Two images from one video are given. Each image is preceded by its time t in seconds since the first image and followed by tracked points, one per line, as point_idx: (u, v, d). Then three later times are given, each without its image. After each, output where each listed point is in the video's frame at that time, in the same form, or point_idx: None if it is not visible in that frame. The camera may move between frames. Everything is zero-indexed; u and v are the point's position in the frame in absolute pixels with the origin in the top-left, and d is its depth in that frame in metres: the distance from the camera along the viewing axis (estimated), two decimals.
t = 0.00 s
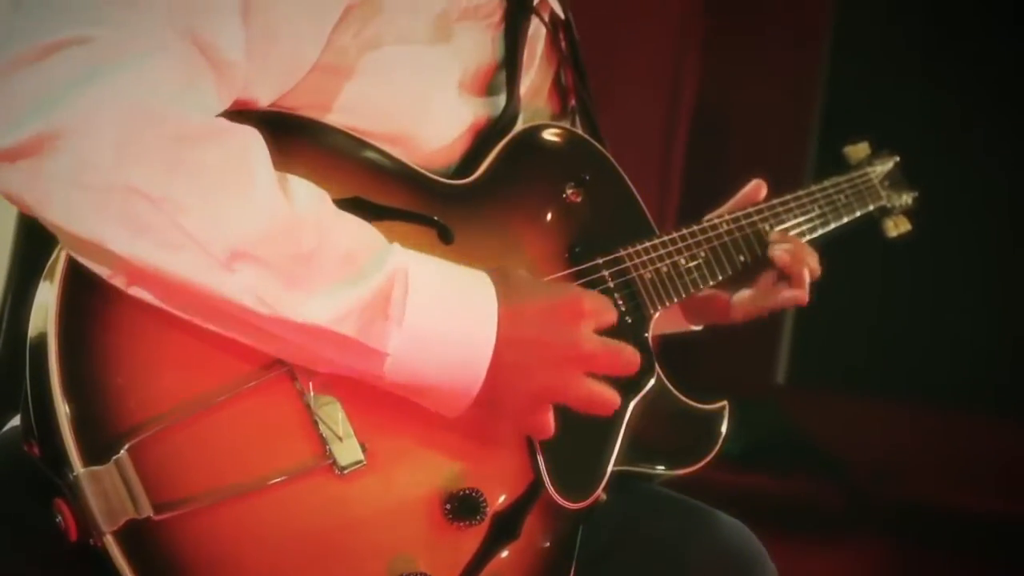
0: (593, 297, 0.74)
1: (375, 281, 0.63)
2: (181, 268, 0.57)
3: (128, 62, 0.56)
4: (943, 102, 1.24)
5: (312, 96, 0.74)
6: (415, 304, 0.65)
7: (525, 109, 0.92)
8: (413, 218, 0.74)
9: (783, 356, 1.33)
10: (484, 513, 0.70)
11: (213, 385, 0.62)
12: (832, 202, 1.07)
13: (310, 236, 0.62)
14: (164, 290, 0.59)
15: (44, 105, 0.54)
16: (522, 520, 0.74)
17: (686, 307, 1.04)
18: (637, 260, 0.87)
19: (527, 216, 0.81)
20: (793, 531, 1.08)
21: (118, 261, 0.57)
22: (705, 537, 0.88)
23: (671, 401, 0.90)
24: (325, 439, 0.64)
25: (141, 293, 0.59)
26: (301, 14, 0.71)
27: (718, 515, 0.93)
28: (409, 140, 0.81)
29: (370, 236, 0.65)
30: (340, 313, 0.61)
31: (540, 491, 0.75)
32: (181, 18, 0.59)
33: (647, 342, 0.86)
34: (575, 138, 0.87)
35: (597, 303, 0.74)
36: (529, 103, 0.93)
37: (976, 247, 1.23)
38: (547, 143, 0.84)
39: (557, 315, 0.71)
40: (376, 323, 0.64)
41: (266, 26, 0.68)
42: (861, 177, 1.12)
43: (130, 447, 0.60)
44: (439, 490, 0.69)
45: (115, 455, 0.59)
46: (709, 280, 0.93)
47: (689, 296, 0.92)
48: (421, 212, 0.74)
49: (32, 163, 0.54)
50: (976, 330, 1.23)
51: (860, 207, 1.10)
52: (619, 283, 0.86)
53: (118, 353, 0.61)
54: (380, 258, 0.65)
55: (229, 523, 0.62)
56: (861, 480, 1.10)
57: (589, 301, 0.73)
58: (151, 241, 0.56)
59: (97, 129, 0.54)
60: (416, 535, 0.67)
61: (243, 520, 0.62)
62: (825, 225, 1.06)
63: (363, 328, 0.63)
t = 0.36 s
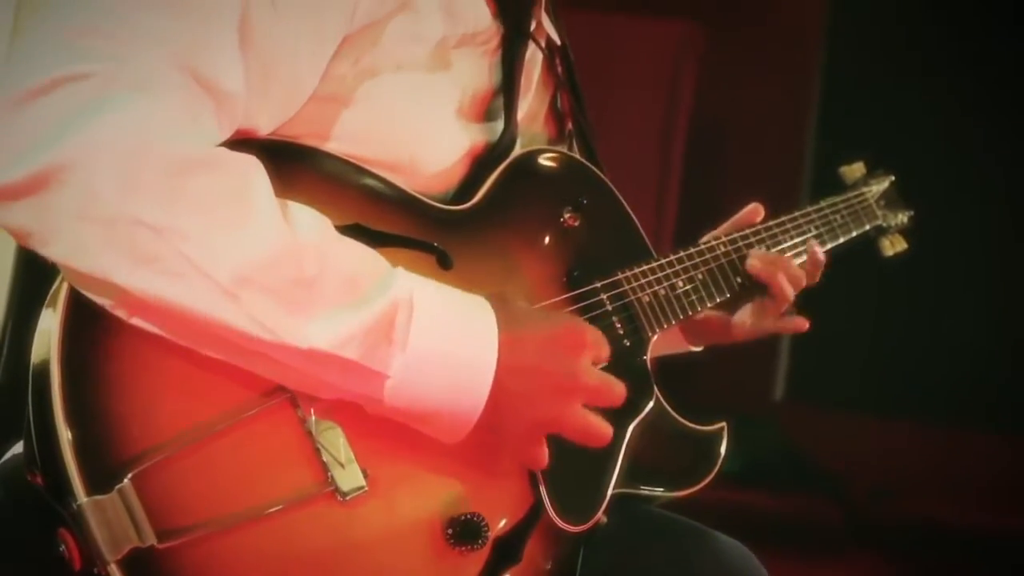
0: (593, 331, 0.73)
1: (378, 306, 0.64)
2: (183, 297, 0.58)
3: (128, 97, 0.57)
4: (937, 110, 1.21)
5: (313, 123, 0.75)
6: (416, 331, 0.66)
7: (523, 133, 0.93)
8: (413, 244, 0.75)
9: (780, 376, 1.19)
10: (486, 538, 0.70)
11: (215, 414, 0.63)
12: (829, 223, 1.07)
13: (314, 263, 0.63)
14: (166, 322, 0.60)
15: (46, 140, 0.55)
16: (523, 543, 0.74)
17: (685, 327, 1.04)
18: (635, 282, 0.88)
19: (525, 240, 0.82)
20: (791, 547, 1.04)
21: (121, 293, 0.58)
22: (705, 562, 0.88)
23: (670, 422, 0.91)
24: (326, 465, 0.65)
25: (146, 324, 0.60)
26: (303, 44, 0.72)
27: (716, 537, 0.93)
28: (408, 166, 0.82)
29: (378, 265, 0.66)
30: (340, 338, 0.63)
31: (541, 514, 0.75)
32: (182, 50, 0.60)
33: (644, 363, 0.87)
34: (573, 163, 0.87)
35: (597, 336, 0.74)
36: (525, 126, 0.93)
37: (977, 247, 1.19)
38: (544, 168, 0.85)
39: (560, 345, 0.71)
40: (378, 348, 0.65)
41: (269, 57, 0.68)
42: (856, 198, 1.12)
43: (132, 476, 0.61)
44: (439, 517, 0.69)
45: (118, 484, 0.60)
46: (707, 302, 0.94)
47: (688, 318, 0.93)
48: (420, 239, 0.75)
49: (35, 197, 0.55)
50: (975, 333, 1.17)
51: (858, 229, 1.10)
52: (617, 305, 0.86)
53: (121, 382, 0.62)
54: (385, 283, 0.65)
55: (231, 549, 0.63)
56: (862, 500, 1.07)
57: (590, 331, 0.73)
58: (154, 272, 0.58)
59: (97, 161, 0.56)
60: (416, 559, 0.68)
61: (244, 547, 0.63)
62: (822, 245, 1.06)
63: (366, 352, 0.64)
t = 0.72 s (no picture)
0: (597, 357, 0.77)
1: (383, 334, 0.68)
2: (183, 322, 0.65)
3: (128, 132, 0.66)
4: (954, 96, 1.08)
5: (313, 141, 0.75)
6: (416, 363, 0.68)
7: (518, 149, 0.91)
8: (409, 262, 0.76)
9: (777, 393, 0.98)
10: (486, 553, 0.73)
11: (214, 432, 0.67)
12: (823, 238, 1.00)
13: (315, 294, 0.68)
14: (167, 348, 0.65)
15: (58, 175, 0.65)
16: (523, 559, 0.75)
17: (695, 342, 0.94)
18: (631, 298, 0.89)
19: (520, 257, 0.82)
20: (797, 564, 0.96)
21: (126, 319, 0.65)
22: None
23: (671, 438, 0.91)
24: (326, 481, 0.68)
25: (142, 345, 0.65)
26: (296, 68, 0.75)
27: (712, 550, 0.94)
28: (409, 184, 0.82)
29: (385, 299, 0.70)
30: (341, 373, 0.67)
31: (540, 529, 0.75)
32: (179, 83, 0.68)
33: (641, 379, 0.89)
34: (568, 179, 0.87)
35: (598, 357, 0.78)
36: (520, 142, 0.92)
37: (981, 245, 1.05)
38: (536, 185, 0.85)
39: (560, 374, 0.74)
40: (378, 379, 0.68)
41: (265, 79, 0.72)
42: (849, 211, 1.02)
43: (132, 494, 0.65)
44: (438, 530, 0.71)
45: (120, 502, 0.65)
46: (702, 318, 0.93)
47: (682, 334, 0.92)
48: (417, 257, 0.76)
49: (48, 224, 0.65)
50: (976, 327, 1.04)
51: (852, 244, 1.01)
52: (614, 321, 0.87)
53: (121, 403, 0.66)
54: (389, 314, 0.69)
55: (229, 564, 0.67)
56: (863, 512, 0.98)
57: (593, 356, 0.77)
58: (156, 301, 0.65)
59: (99, 194, 0.65)
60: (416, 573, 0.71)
61: (243, 561, 0.67)
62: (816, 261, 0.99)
63: (365, 388, 0.68)
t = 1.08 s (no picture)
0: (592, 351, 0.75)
1: (375, 339, 0.67)
2: (183, 328, 0.63)
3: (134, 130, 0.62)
4: (954, 96, 1.08)
5: (315, 152, 0.76)
6: (414, 358, 0.68)
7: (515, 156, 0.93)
8: (406, 270, 0.76)
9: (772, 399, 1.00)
10: (480, 562, 0.73)
11: (213, 438, 0.66)
12: (813, 251, 1.02)
13: (314, 294, 0.66)
14: (168, 352, 0.64)
15: (54, 173, 0.61)
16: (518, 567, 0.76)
17: (707, 341, 0.99)
18: (626, 308, 0.89)
19: (516, 267, 0.83)
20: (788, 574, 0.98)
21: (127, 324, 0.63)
22: None
23: (665, 448, 0.92)
24: (324, 489, 0.68)
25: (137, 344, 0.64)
26: (300, 76, 0.73)
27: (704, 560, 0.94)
28: (407, 194, 0.82)
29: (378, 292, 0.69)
30: (341, 372, 0.66)
31: (534, 539, 0.76)
32: (189, 83, 0.65)
33: (635, 389, 0.89)
34: (560, 189, 0.88)
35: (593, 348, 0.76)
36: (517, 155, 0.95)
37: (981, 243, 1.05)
38: (528, 194, 0.86)
39: (549, 366, 0.73)
40: (379, 379, 0.67)
41: (270, 83, 0.70)
42: (839, 223, 1.03)
43: (131, 501, 0.64)
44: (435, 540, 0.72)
45: (119, 509, 0.64)
46: (695, 328, 0.93)
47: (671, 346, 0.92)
48: (415, 266, 0.77)
49: (45, 228, 0.61)
50: (976, 326, 1.04)
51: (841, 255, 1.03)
52: (609, 330, 0.87)
53: (121, 408, 0.65)
54: (393, 321, 0.68)
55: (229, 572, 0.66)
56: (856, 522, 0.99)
57: (585, 348, 0.75)
58: (154, 304, 0.62)
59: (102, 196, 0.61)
60: None
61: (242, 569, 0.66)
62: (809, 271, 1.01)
63: (366, 385, 0.67)
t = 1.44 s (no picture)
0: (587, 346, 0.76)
1: (380, 336, 0.68)
2: (190, 330, 0.63)
3: (136, 136, 0.62)
4: (957, 97, 1.11)
5: (316, 159, 0.76)
6: (418, 359, 0.69)
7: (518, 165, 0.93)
8: (409, 277, 0.76)
9: (772, 405, 0.99)
10: (485, 570, 0.73)
11: (215, 444, 0.66)
12: (816, 258, 1.02)
13: (318, 294, 0.66)
14: (172, 354, 0.64)
15: (57, 178, 0.61)
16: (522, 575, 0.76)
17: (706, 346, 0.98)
18: (630, 315, 0.89)
19: (519, 273, 0.83)
20: None
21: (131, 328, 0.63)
22: None
23: (669, 456, 0.92)
24: (325, 494, 0.68)
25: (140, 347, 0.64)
26: (303, 82, 0.73)
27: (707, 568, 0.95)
28: (410, 201, 0.82)
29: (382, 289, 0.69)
30: (347, 373, 0.66)
31: (539, 547, 0.76)
32: (191, 89, 0.64)
33: (639, 396, 0.89)
34: (563, 197, 0.88)
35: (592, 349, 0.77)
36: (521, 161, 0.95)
37: (981, 244, 1.08)
38: (529, 201, 0.86)
39: (550, 367, 0.74)
40: (383, 379, 0.68)
41: (271, 90, 0.70)
42: (844, 231, 1.04)
43: (135, 507, 0.64)
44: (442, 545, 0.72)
45: (123, 515, 0.64)
46: (697, 336, 0.93)
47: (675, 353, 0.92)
48: (418, 274, 0.77)
49: (49, 235, 0.61)
50: (978, 325, 1.07)
51: (845, 264, 1.03)
52: (613, 338, 0.88)
53: (125, 414, 0.65)
54: (396, 317, 0.68)
55: None
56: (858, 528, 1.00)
57: (586, 353, 0.76)
58: (162, 308, 0.62)
59: (105, 202, 0.61)
60: None
61: None
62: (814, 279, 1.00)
63: (370, 385, 0.67)
